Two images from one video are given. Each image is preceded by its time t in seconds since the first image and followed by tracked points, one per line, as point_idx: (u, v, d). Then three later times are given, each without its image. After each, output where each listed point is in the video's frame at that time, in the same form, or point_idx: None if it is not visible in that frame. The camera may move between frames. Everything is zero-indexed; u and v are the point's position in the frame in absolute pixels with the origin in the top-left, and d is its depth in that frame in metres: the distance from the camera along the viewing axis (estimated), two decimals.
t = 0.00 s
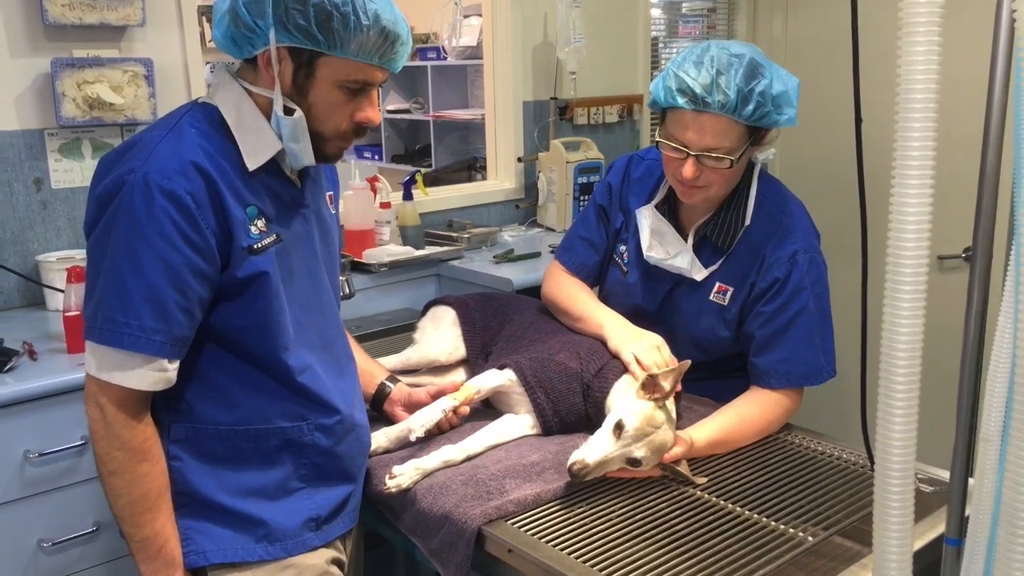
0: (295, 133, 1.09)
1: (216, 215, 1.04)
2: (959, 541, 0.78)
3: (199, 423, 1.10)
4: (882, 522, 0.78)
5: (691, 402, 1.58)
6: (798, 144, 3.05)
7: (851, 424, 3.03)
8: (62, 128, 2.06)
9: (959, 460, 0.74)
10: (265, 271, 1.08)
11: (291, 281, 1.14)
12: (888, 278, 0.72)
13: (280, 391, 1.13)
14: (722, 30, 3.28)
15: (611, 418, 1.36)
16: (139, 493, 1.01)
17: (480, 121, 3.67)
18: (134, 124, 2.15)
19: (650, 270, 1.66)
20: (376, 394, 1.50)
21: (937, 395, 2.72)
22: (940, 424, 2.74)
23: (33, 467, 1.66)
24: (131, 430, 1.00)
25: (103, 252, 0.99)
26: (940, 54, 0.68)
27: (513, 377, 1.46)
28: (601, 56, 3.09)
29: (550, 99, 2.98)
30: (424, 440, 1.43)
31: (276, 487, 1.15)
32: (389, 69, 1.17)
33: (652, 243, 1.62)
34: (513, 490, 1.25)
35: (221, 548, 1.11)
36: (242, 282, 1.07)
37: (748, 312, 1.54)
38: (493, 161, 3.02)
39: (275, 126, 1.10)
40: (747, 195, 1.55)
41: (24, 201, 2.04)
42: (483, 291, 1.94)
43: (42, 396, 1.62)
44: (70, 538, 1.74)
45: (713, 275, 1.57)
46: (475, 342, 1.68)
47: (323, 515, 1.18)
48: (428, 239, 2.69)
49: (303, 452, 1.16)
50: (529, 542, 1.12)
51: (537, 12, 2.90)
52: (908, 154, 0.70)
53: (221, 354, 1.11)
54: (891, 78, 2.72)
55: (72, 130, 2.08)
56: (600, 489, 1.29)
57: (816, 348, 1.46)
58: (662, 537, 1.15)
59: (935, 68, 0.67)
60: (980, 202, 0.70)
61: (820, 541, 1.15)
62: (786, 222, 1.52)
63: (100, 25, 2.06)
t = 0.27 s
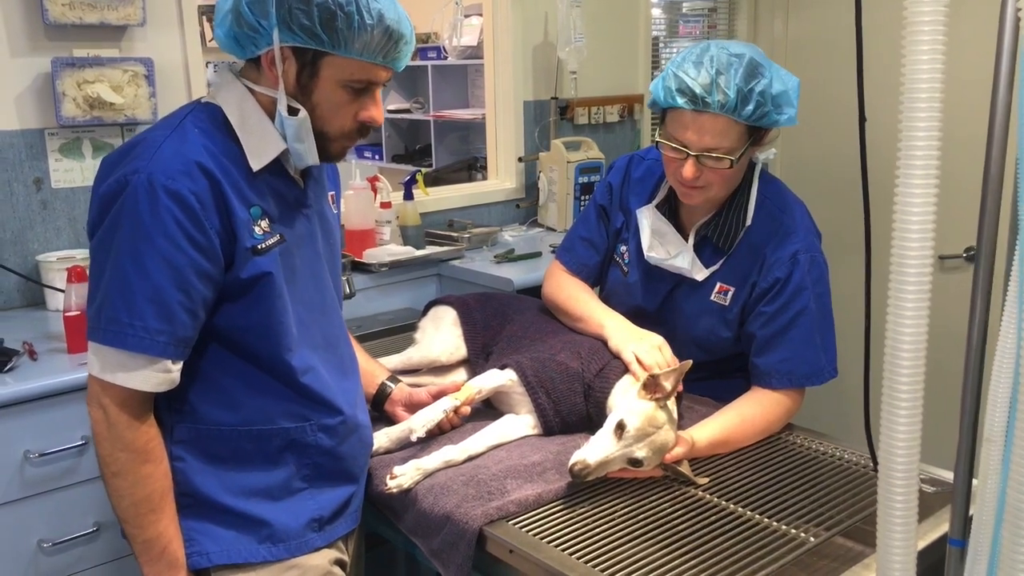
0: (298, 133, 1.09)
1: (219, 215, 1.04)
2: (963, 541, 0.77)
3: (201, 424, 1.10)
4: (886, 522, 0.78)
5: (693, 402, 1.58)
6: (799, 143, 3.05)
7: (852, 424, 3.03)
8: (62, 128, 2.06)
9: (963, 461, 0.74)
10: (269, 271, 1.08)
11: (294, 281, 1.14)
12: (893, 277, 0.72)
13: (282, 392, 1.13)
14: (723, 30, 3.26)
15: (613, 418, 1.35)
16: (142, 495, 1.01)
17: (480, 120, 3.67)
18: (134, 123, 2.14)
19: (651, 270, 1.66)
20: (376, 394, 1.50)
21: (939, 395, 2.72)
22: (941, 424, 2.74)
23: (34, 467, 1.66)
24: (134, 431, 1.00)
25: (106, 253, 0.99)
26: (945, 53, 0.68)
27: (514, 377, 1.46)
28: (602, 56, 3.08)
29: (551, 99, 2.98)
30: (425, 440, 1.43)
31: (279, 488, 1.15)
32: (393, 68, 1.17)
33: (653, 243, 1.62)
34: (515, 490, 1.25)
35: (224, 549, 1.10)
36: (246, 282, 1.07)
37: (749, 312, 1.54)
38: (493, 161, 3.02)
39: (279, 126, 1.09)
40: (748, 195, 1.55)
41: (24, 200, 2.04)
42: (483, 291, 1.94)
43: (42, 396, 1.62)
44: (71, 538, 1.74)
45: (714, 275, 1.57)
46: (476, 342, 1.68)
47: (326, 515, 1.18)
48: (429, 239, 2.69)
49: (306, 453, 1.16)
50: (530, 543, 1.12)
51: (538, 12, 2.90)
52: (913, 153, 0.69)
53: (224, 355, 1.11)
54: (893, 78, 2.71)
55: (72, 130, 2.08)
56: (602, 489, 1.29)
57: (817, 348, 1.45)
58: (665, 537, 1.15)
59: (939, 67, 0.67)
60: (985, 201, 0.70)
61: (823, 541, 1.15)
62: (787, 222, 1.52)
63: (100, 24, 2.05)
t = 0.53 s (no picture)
0: (300, 134, 1.08)
1: (220, 216, 1.04)
2: (964, 543, 0.78)
3: (202, 426, 1.10)
4: (887, 523, 0.78)
5: (692, 403, 1.58)
6: (799, 143, 3.04)
7: (852, 423, 3.03)
8: (61, 128, 2.06)
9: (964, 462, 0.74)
10: (270, 272, 1.07)
11: (294, 282, 1.14)
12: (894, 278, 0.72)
13: (283, 393, 1.13)
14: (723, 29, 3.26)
15: (613, 419, 1.35)
16: (143, 497, 1.01)
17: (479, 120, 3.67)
18: (133, 124, 2.14)
19: (651, 270, 1.66)
20: (376, 394, 1.49)
21: (939, 394, 2.71)
22: (941, 424, 2.73)
23: (33, 468, 1.66)
24: (135, 433, 1.00)
25: (107, 254, 0.99)
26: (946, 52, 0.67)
27: (513, 378, 1.46)
28: (601, 56, 3.08)
29: (550, 99, 2.98)
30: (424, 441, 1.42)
31: (280, 489, 1.15)
32: (396, 68, 1.17)
33: (653, 243, 1.62)
34: (514, 491, 1.25)
35: (225, 551, 1.10)
36: (247, 283, 1.06)
37: (749, 312, 1.54)
38: (493, 161, 3.01)
39: (280, 127, 1.09)
40: (748, 195, 1.54)
41: (22, 201, 2.04)
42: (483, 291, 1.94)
43: (41, 397, 1.62)
44: (70, 539, 1.73)
45: (714, 276, 1.57)
46: (476, 342, 1.68)
47: (327, 516, 1.18)
48: (428, 239, 2.69)
49: (306, 454, 1.16)
50: (531, 544, 1.12)
51: (537, 12, 2.89)
52: (914, 154, 0.69)
53: (226, 356, 1.10)
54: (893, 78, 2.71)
55: (71, 130, 2.07)
56: (603, 491, 1.28)
57: (817, 349, 1.45)
58: (666, 538, 1.15)
59: (941, 67, 0.67)
60: (986, 202, 0.70)
61: (823, 542, 1.15)
62: (787, 222, 1.51)
63: (99, 24, 2.05)
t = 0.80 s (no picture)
0: (304, 135, 1.08)
1: (222, 217, 1.04)
2: (967, 544, 0.77)
3: (204, 426, 1.10)
4: (891, 525, 0.77)
5: (693, 403, 1.58)
6: (799, 143, 3.04)
7: (853, 423, 3.03)
8: (61, 128, 2.05)
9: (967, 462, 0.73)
10: (272, 273, 1.07)
11: (296, 283, 1.14)
12: (897, 279, 0.72)
13: (285, 394, 1.13)
14: (724, 29, 3.26)
15: (614, 419, 1.35)
16: (145, 498, 1.01)
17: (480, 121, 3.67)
18: (134, 124, 2.14)
19: (652, 270, 1.66)
20: (376, 394, 1.49)
21: (940, 394, 2.71)
22: (943, 424, 2.73)
23: (34, 468, 1.65)
24: (136, 434, 1.00)
25: (108, 255, 0.99)
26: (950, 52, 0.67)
27: (514, 378, 1.46)
28: (602, 56, 3.08)
29: (551, 99, 2.98)
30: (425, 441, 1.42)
31: (282, 490, 1.14)
32: (398, 67, 1.16)
33: (654, 243, 1.62)
34: (516, 492, 1.25)
35: (227, 552, 1.10)
36: (249, 284, 1.06)
37: (750, 313, 1.54)
38: (493, 161, 3.01)
39: (283, 127, 1.09)
40: (750, 195, 1.54)
41: (23, 201, 2.04)
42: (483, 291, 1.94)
43: (42, 397, 1.62)
44: (70, 540, 1.73)
45: (715, 276, 1.57)
46: (477, 342, 1.68)
47: (328, 517, 1.18)
48: (429, 239, 2.69)
49: (308, 455, 1.16)
50: (533, 545, 1.11)
51: (538, 12, 2.89)
52: (918, 154, 0.69)
53: (227, 357, 1.10)
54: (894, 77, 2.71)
55: (72, 130, 2.07)
56: (605, 491, 1.28)
57: (819, 349, 1.45)
58: (668, 539, 1.15)
59: (945, 67, 0.67)
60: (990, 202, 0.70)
61: (825, 543, 1.15)
62: (789, 222, 1.51)
63: (100, 24, 2.05)
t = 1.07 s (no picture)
0: (307, 136, 1.08)
1: (225, 217, 1.04)
2: (972, 545, 0.76)
3: (207, 427, 1.10)
4: (895, 526, 0.77)
5: (696, 403, 1.58)
6: (802, 143, 3.04)
7: (856, 424, 3.02)
8: (65, 128, 2.06)
9: (972, 463, 0.73)
10: (276, 274, 1.07)
11: (299, 283, 1.14)
12: (901, 280, 0.72)
13: (288, 394, 1.13)
14: (726, 30, 3.24)
15: (617, 419, 1.35)
16: (148, 498, 1.01)
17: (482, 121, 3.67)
18: (137, 124, 2.14)
19: (655, 271, 1.66)
20: (379, 395, 1.49)
21: (943, 395, 2.71)
22: (946, 424, 2.73)
23: (37, 468, 1.66)
24: (140, 434, 1.00)
25: (113, 256, 0.99)
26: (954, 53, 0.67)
27: (517, 378, 1.46)
28: (605, 56, 3.08)
29: (554, 99, 2.98)
30: (428, 441, 1.42)
31: (285, 490, 1.15)
32: (401, 69, 1.17)
33: (657, 244, 1.62)
34: (519, 492, 1.25)
35: (230, 552, 1.10)
36: (252, 284, 1.06)
37: (753, 313, 1.54)
38: (496, 161, 3.01)
39: (287, 128, 1.09)
40: (753, 195, 1.54)
41: (26, 201, 2.04)
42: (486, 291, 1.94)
43: (46, 397, 1.62)
44: (74, 539, 1.74)
45: (718, 276, 1.57)
46: (479, 342, 1.68)
47: (331, 517, 1.18)
48: (432, 239, 2.69)
49: (311, 455, 1.16)
50: (536, 545, 1.11)
51: (541, 12, 2.89)
52: (923, 155, 0.69)
53: (230, 358, 1.10)
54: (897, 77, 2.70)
55: (75, 130, 2.07)
56: (607, 492, 1.28)
57: (822, 349, 1.45)
58: (671, 539, 1.15)
59: (949, 68, 0.67)
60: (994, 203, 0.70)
61: (828, 543, 1.15)
62: (792, 222, 1.51)
63: (103, 25, 2.05)
